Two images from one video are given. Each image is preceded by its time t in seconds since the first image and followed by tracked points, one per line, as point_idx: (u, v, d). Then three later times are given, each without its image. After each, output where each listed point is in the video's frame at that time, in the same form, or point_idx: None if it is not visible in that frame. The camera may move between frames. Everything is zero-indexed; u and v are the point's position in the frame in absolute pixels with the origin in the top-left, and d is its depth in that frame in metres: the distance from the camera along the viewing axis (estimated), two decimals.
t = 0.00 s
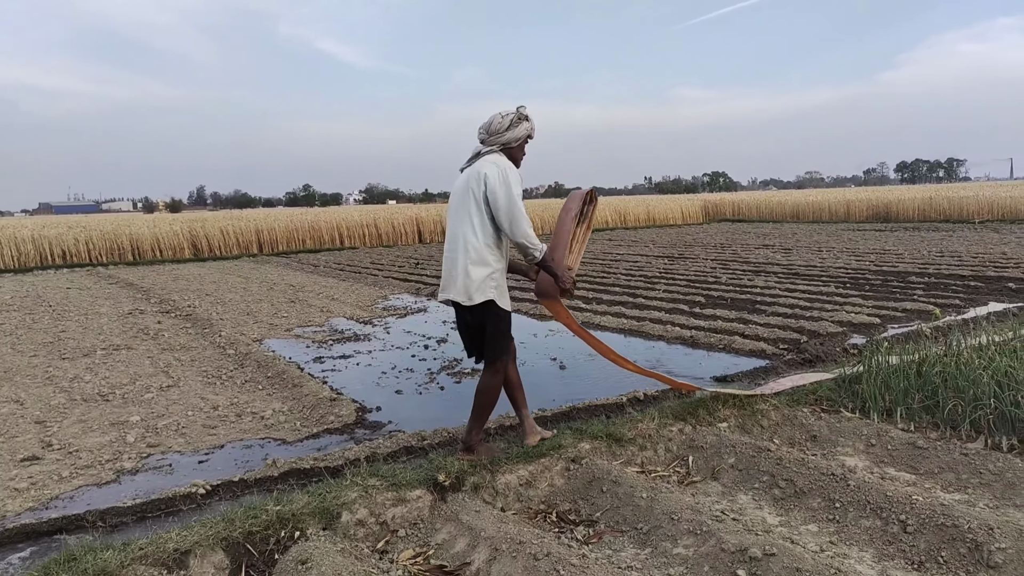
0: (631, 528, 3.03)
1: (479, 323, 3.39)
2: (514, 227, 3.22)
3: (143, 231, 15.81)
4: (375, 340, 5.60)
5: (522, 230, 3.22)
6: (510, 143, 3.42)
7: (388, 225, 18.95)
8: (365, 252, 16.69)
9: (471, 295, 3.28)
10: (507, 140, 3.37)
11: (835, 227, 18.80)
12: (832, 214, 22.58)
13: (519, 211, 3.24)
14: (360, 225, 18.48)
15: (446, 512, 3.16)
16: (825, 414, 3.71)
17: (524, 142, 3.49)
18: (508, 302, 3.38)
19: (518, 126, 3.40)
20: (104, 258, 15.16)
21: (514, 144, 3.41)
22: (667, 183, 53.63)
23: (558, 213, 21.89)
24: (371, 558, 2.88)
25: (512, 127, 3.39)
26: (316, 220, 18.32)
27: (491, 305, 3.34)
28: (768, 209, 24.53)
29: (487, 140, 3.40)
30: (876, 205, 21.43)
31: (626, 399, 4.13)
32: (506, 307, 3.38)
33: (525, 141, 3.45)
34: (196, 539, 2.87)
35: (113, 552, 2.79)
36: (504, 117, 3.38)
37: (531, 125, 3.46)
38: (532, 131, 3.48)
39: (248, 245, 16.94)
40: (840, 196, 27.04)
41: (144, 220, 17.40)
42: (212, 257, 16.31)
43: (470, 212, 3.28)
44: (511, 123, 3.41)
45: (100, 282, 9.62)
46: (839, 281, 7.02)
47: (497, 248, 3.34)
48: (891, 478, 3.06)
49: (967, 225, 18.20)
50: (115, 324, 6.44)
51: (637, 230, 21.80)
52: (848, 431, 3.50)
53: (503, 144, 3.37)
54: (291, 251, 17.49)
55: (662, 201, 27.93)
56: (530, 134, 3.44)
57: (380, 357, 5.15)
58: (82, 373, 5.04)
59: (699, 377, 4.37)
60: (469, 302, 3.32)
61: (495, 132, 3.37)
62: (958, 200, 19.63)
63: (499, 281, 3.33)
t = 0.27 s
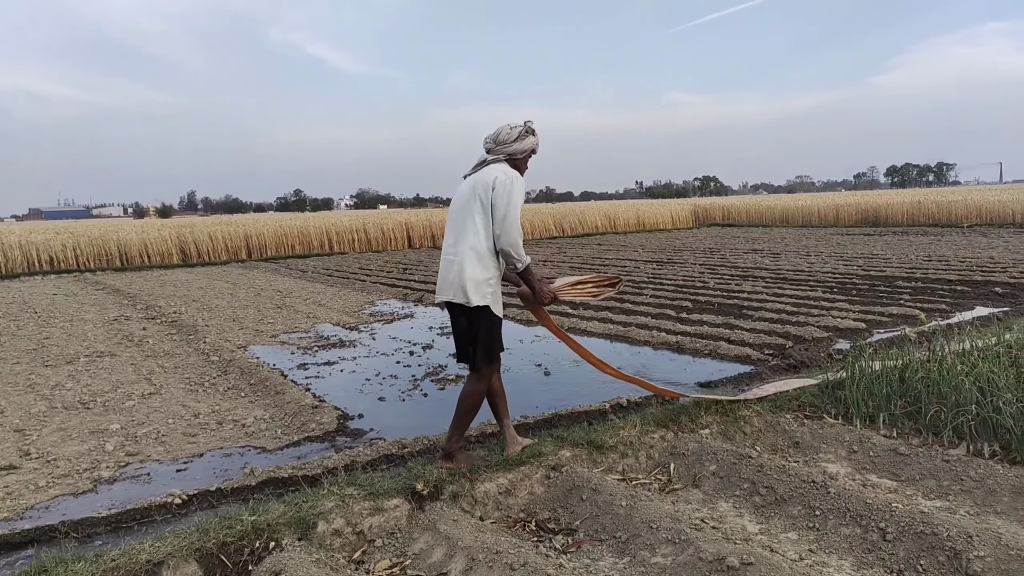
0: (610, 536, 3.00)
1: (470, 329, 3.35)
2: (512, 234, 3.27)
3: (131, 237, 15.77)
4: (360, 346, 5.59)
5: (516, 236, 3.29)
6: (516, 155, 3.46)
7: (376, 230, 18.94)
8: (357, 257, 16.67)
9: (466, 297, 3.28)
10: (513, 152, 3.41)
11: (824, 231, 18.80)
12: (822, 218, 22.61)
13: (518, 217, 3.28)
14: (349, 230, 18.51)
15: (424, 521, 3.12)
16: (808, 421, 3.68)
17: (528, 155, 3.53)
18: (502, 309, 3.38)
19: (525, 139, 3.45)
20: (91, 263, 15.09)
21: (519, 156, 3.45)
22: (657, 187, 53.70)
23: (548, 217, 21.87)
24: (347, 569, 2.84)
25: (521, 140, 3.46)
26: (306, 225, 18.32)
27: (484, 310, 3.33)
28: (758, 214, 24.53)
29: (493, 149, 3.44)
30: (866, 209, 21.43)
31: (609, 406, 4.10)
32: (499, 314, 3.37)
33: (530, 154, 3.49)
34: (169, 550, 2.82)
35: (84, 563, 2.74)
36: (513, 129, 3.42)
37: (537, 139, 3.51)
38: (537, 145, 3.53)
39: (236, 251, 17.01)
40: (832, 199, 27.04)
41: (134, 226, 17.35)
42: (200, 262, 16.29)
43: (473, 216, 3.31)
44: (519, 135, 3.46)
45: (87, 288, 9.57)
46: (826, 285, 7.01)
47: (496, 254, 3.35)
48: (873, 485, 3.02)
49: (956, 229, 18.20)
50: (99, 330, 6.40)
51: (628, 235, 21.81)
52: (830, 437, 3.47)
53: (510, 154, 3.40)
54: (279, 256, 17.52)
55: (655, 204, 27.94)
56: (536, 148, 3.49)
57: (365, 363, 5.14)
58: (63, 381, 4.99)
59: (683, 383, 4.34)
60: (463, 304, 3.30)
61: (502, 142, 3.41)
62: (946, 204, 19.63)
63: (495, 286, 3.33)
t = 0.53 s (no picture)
0: (589, 544, 2.95)
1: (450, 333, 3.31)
2: (501, 242, 3.24)
3: (126, 244, 15.81)
4: (348, 352, 5.65)
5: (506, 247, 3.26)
6: (512, 164, 3.47)
7: (370, 236, 18.97)
8: (353, 263, 16.71)
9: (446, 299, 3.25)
10: (509, 161, 3.42)
11: (821, 233, 18.71)
12: (819, 219, 22.52)
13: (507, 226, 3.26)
14: (343, 237, 18.59)
15: (402, 528, 3.08)
16: (793, 424, 3.64)
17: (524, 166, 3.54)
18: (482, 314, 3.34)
19: (521, 150, 3.46)
20: (84, 271, 15.13)
21: (514, 166, 3.45)
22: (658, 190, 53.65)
23: (540, 222, 21.83)
24: None
25: (516, 150, 3.47)
26: (300, 232, 18.38)
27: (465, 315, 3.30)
28: (756, 216, 24.44)
29: (490, 157, 3.45)
30: (863, 211, 21.32)
31: (593, 412, 4.09)
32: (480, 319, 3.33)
33: (526, 166, 3.50)
34: (146, 559, 2.78)
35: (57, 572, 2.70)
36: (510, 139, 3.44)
37: (533, 151, 3.53)
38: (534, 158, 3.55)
39: (231, 257, 17.08)
40: (830, 200, 26.92)
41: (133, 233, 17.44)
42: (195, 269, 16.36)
43: (463, 220, 3.31)
44: (516, 146, 3.47)
45: (80, 296, 9.61)
46: (818, 288, 6.97)
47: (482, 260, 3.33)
48: (857, 490, 2.93)
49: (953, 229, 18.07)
50: (90, 338, 6.41)
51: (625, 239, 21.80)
52: (815, 442, 3.42)
53: (505, 163, 3.41)
54: (274, 262, 17.58)
55: (652, 207, 27.91)
56: (532, 160, 3.50)
57: (352, 370, 5.20)
58: (51, 389, 4.99)
59: (671, 387, 4.30)
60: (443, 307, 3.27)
61: (499, 151, 3.43)
62: (941, 204, 19.56)
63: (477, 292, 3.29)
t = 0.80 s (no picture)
0: (587, 548, 2.89)
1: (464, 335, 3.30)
2: (505, 241, 3.21)
3: (136, 251, 16.03)
4: (353, 360, 5.88)
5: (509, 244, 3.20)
6: (516, 167, 3.44)
7: (378, 241, 19.14)
8: (361, 266, 16.83)
9: (453, 300, 3.25)
10: (512, 163, 3.39)
11: (830, 232, 18.50)
12: (829, 217, 22.18)
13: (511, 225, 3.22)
14: (351, 241, 18.77)
15: (399, 534, 3.08)
16: (795, 426, 3.60)
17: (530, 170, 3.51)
18: (491, 314, 3.33)
19: (526, 153, 3.44)
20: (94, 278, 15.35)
21: (519, 169, 3.43)
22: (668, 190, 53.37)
23: (552, 223, 21.84)
24: None
25: (522, 153, 3.44)
26: (310, 236, 18.57)
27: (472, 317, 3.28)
28: (765, 215, 24.24)
29: (495, 159, 3.44)
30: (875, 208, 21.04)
31: (594, 415, 4.08)
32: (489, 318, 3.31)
33: (531, 169, 3.47)
34: (141, 567, 2.80)
35: None
36: (516, 141, 3.43)
37: (540, 155, 3.50)
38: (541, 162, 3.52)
39: (240, 262, 17.29)
40: (842, 198, 26.60)
41: (145, 240, 17.71)
42: (203, 274, 16.58)
43: (467, 222, 3.30)
44: (522, 149, 3.45)
45: (89, 303, 9.76)
46: (826, 287, 6.89)
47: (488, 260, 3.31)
48: (858, 492, 2.86)
49: (965, 226, 17.80)
50: (98, 345, 6.50)
51: (634, 240, 21.73)
52: (817, 443, 3.37)
53: (508, 165, 3.39)
54: (281, 266, 17.76)
55: (663, 208, 27.78)
56: (537, 164, 3.47)
57: (356, 377, 5.41)
58: (57, 397, 5.06)
59: (675, 390, 4.26)
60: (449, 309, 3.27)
61: (504, 152, 3.42)
62: (955, 201, 19.26)
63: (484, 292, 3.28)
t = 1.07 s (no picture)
0: (567, 542, 2.89)
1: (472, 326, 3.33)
2: (497, 230, 3.21)
3: (123, 242, 15.98)
4: (341, 353, 5.93)
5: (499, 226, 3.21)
6: (509, 161, 3.43)
7: (370, 234, 19.15)
8: (352, 260, 16.84)
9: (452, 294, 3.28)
10: (504, 156, 3.38)
11: (819, 233, 18.60)
12: (820, 216, 22.25)
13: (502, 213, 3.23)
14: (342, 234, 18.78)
15: (379, 528, 3.09)
16: (776, 423, 3.63)
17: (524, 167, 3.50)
18: (492, 303, 3.36)
19: (520, 147, 3.43)
20: (80, 269, 15.29)
21: (511, 163, 3.41)
22: (662, 188, 53.42)
23: (544, 220, 21.87)
24: None
25: (515, 148, 3.43)
26: (300, 230, 18.57)
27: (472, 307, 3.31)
28: (757, 214, 24.30)
29: (488, 151, 3.44)
30: (863, 209, 21.14)
31: (580, 410, 4.11)
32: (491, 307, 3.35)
33: (524, 165, 3.45)
34: (116, 561, 2.81)
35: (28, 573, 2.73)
36: (510, 135, 3.43)
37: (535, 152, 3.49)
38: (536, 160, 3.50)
39: (228, 254, 17.25)
40: (832, 199, 26.71)
41: (132, 231, 17.62)
42: (191, 266, 16.58)
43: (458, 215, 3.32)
44: (516, 144, 3.45)
45: (74, 294, 9.73)
46: (812, 286, 6.93)
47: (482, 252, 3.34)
48: (834, 487, 2.89)
49: (954, 227, 17.90)
50: (82, 337, 6.49)
51: (625, 237, 21.78)
52: (797, 439, 3.40)
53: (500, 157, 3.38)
54: (270, 259, 17.74)
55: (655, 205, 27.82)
56: (531, 160, 3.45)
57: (344, 370, 5.45)
58: (37, 389, 5.04)
59: (661, 387, 4.29)
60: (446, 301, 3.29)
61: (497, 145, 3.42)
62: (945, 202, 19.34)
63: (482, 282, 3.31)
